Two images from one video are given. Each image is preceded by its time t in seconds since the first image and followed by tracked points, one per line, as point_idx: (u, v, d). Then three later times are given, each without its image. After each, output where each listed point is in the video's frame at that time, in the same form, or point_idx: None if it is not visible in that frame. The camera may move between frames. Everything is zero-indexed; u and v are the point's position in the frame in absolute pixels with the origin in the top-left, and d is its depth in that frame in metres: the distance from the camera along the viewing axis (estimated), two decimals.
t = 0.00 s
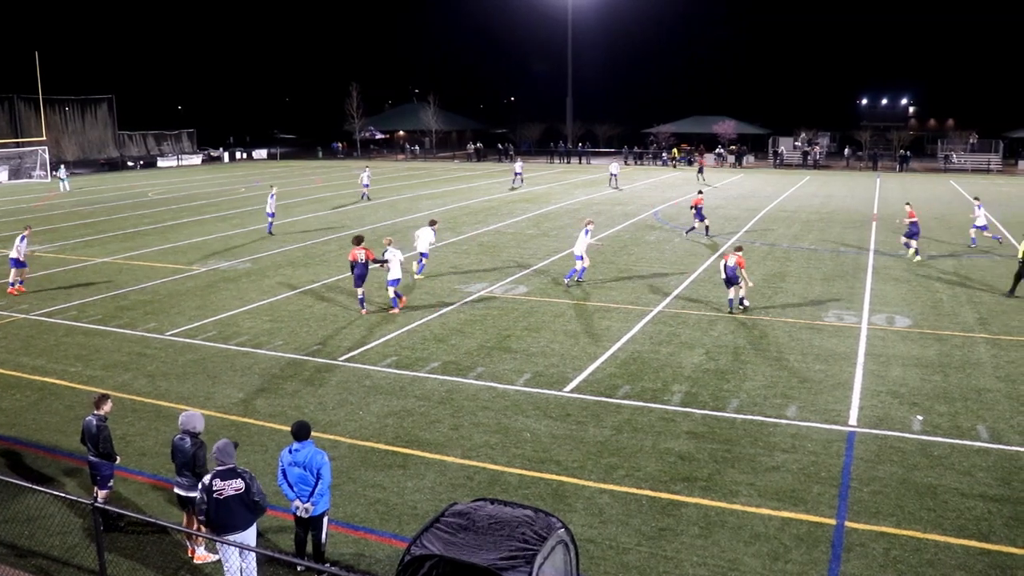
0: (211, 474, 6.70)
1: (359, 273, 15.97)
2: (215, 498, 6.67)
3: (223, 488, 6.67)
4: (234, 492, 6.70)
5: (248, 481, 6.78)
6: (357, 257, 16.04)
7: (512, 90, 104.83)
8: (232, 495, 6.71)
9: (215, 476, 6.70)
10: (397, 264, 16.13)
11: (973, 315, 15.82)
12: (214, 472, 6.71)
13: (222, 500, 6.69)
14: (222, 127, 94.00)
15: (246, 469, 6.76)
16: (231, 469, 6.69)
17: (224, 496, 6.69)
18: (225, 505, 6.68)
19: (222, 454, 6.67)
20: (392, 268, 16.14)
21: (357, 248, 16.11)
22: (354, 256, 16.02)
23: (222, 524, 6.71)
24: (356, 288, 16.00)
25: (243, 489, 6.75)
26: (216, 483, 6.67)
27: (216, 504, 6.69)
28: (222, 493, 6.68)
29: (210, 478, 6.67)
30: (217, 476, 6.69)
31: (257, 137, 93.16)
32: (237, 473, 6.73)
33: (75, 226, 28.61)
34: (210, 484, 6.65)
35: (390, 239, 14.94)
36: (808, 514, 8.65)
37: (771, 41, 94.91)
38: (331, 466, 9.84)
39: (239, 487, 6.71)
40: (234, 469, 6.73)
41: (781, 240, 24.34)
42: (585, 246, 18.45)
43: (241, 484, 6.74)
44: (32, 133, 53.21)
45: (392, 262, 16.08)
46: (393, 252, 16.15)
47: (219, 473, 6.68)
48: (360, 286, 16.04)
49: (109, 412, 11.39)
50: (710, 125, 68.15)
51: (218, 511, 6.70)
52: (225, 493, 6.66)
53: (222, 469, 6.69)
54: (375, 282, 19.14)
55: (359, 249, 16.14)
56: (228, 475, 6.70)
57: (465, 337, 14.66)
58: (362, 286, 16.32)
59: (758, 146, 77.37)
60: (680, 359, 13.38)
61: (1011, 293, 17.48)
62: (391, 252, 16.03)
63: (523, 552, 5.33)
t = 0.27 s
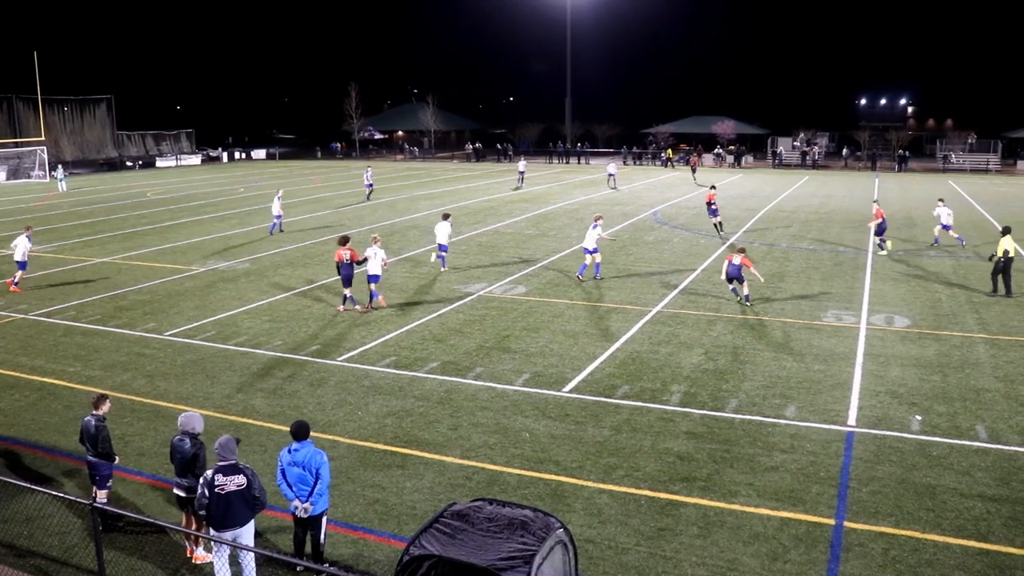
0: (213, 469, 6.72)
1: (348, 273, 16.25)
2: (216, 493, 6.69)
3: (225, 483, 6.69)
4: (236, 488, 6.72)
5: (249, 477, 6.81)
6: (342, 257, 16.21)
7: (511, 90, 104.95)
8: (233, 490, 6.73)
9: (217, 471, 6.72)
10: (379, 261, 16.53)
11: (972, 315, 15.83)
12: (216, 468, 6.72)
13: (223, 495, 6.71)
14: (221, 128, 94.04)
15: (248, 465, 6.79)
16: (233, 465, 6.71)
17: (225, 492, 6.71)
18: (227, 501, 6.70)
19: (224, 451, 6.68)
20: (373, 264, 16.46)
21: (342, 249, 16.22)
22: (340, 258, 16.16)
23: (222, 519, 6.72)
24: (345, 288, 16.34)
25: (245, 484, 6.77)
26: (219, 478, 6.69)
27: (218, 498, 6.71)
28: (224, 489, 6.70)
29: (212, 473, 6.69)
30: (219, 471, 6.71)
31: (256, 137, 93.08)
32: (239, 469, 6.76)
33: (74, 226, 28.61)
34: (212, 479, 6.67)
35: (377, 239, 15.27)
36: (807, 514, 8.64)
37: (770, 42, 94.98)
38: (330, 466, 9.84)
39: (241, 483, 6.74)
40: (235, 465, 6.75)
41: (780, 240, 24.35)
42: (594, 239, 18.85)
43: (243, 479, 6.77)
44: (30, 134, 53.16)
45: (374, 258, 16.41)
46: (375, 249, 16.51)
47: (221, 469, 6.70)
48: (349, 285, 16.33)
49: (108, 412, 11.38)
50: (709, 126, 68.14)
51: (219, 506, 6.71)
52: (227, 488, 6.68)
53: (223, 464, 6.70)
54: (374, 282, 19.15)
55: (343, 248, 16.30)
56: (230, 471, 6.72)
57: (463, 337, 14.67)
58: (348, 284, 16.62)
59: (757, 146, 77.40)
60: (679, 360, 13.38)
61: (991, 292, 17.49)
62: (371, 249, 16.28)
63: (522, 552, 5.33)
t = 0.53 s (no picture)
0: (204, 468, 6.73)
1: (337, 269, 16.42)
2: (206, 491, 6.70)
3: (215, 482, 6.69)
4: (227, 486, 6.72)
5: (241, 475, 6.81)
6: (332, 254, 16.40)
7: (510, 90, 104.98)
8: (224, 489, 6.72)
9: (207, 469, 6.72)
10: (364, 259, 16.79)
11: (971, 315, 15.84)
12: (207, 466, 6.73)
13: (214, 494, 6.70)
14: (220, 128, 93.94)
15: (238, 464, 6.77)
16: (224, 463, 6.71)
17: (216, 491, 6.71)
18: (218, 499, 6.71)
19: (215, 449, 6.68)
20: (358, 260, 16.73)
21: (331, 246, 16.39)
22: (330, 253, 16.34)
23: (213, 517, 6.73)
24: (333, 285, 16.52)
25: (236, 483, 6.76)
26: (210, 477, 6.69)
27: (209, 498, 6.71)
28: (214, 487, 6.70)
29: (203, 472, 6.69)
30: (210, 469, 6.72)
31: (255, 137, 92.94)
32: (230, 467, 6.76)
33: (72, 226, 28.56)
34: (203, 477, 6.68)
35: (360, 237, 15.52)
36: (806, 514, 8.64)
37: (770, 42, 94.86)
38: (329, 466, 9.84)
39: (232, 482, 6.74)
40: (226, 463, 6.76)
41: (778, 240, 24.37)
42: (603, 239, 19.27)
43: (234, 478, 6.76)
44: (28, 134, 53.04)
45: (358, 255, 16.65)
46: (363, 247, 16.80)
47: (212, 467, 6.70)
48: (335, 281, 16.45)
49: (107, 412, 11.38)
50: (708, 126, 68.09)
51: (210, 505, 6.71)
52: (218, 486, 6.68)
53: (214, 463, 6.71)
54: (373, 282, 19.14)
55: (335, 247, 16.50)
56: (221, 469, 6.72)
57: (462, 337, 14.67)
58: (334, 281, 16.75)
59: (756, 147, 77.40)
60: (679, 360, 13.39)
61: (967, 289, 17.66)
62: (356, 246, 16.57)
63: (521, 551, 5.33)
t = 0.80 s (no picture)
0: (190, 467, 6.73)
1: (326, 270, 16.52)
2: (191, 491, 6.70)
3: (200, 481, 6.69)
4: (210, 486, 6.70)
5: (227, 475, 6.78)
6: (320, 255, 16.42)
7: (510, 90, 105.02)
8: (208, 489, 6.71)
9: (193, 469, 6.72)
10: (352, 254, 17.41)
11: (970, 315, 15.84)
12: (193, 466, 6.73)
13: (198, 493, 6.71)
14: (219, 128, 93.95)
15: (224, 464, 6.75)
16: (209, 463, 6.70)
17: (201, 490, 6.71)
18: (202, 498, 6.71)
19: (202, 448, 6.69)
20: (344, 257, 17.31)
21: (319, 246, 16.36)
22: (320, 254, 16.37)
23: (200, 515, 6.75)
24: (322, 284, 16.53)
25: (221, 482, 6.74)
26: (195, 476, 6.69)
27: (194, 496, 6.71)
28: (199, 487, 6.70)
29: (188, 471, 6.69)
30: (196, 469, 6.72)
31: (254, 137, 93.03)
32: (215, 467, 6.74)
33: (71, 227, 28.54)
34: (188, 477, 6.68)
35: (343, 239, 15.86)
36: (806, 514, 8.64)
37: (769, 42, 94.90)
38: (328, 466, 9.84)
39: (217, 482, 6.72)
40: (212, 463, 6.74)
41: (777, 240, 24.36)
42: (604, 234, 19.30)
43: (219, 478, 6.74)
44: (28, 134, 53.03)
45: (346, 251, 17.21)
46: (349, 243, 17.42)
47: (197, 467, 6.70)
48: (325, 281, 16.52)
49: (106, 412, 11.38)
50: (707, 126, 68.12)
51: (195, 503, 6.72)
52: (202, 486, 6.68)
53: (200, 462, 6.70)
54: (372, 282, 19.13)
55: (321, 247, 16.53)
56: (206, 469, 6.71)
57: (462, 337, 14.66)
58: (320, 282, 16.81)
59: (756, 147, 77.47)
60: (678, 360, 13.38)
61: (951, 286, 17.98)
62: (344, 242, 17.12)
63: (520, 551, 5.33)
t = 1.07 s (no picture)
0: (182, 467, 6.73)
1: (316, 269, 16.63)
2: (183, 490, 6.70)
3: (190, 481, 6.69)
4: (200, 486, 6.69)
5: (217, 475, 6.76)
6: (311, 254, 16.44)
7: (509, 90, 105.07)
8: (198, 489, 6.71)
9: (184, 469, 6.72)
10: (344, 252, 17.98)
11: (969, 315, 15.86)
12: (185, 466, 6.73)
13: (189, 493, 6.71)
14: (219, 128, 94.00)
15: (215, 464, 6.74)
16: (201, 464, 6.69)
17: (191, 490, 6.71)
18: (192, 498, 6.71)
19: (194, 447, 6.70)
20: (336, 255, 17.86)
21: (310, 245, 16.38)
22: (313, 253, 16.38)
23: (191, 515, 6.76)
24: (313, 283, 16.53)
25: (211, 483, 6.73)
26: (185, 476, 6.69)
27: (185, 496, 6.72)
28: (189, 487, 6.70)
29: (179, 471, 6.70)
30: (187, 469, 6.71)
31: (253, 137, 93.00)
32: (205, 468, 6.73)
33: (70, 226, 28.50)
34: (179, 477, 6.68)
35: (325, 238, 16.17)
36: (805, 514, 8.64)
37: (769, 42, 94.82)
38: (328, 465, 9.84)
39: (206, 482, 6.71)
40: (203, 463, 6.73)
41: (777, 240, 24.35)
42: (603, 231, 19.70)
43: (209, 478, 6.73)
44: (27, 134, 53.04)
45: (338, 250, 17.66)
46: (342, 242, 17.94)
47: (188, 467, 6.70)
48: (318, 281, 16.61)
49: (106, 412, 11.37)
50: (707, 126, 68.16)
51: (186, 503, 6.73)
52: (192, 486, 6.67)
53: (192, 463, 6.71)
54: (370, 282, 19.10)
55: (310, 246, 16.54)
56: (197, 469, 6.71)
57: (460, 337, 14.66)
58: (309, 280, 16.83)
59: (755, 147, 77.54)
60: (677, 359, 13.38)
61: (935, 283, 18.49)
62: (336, 241, 17.60)
63: (519, 552, 5.31)
